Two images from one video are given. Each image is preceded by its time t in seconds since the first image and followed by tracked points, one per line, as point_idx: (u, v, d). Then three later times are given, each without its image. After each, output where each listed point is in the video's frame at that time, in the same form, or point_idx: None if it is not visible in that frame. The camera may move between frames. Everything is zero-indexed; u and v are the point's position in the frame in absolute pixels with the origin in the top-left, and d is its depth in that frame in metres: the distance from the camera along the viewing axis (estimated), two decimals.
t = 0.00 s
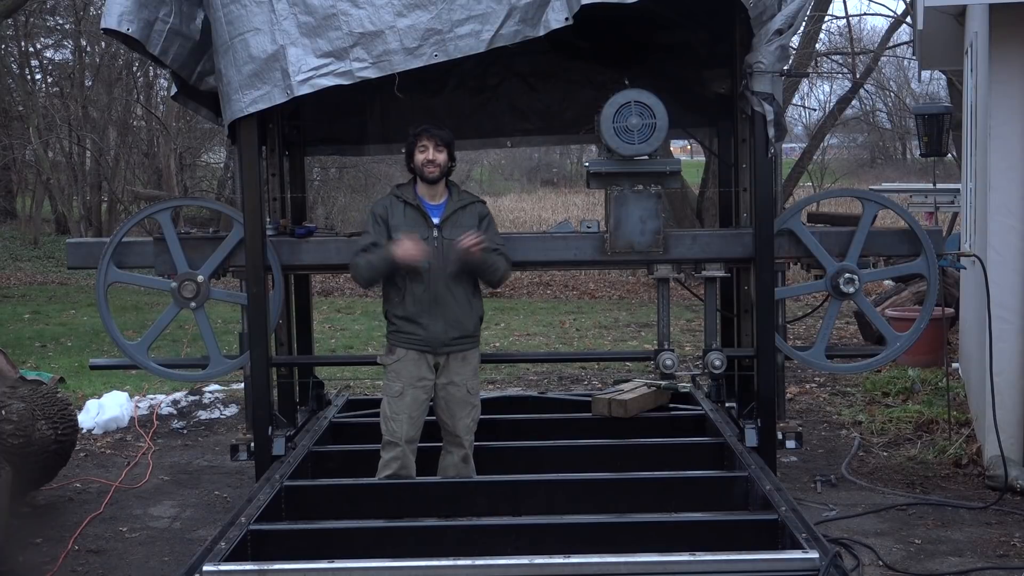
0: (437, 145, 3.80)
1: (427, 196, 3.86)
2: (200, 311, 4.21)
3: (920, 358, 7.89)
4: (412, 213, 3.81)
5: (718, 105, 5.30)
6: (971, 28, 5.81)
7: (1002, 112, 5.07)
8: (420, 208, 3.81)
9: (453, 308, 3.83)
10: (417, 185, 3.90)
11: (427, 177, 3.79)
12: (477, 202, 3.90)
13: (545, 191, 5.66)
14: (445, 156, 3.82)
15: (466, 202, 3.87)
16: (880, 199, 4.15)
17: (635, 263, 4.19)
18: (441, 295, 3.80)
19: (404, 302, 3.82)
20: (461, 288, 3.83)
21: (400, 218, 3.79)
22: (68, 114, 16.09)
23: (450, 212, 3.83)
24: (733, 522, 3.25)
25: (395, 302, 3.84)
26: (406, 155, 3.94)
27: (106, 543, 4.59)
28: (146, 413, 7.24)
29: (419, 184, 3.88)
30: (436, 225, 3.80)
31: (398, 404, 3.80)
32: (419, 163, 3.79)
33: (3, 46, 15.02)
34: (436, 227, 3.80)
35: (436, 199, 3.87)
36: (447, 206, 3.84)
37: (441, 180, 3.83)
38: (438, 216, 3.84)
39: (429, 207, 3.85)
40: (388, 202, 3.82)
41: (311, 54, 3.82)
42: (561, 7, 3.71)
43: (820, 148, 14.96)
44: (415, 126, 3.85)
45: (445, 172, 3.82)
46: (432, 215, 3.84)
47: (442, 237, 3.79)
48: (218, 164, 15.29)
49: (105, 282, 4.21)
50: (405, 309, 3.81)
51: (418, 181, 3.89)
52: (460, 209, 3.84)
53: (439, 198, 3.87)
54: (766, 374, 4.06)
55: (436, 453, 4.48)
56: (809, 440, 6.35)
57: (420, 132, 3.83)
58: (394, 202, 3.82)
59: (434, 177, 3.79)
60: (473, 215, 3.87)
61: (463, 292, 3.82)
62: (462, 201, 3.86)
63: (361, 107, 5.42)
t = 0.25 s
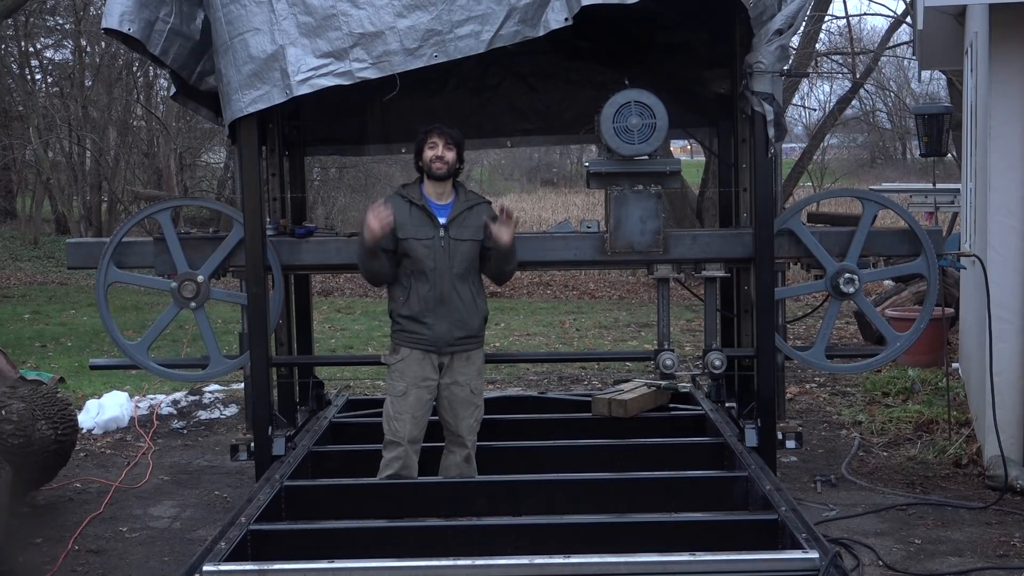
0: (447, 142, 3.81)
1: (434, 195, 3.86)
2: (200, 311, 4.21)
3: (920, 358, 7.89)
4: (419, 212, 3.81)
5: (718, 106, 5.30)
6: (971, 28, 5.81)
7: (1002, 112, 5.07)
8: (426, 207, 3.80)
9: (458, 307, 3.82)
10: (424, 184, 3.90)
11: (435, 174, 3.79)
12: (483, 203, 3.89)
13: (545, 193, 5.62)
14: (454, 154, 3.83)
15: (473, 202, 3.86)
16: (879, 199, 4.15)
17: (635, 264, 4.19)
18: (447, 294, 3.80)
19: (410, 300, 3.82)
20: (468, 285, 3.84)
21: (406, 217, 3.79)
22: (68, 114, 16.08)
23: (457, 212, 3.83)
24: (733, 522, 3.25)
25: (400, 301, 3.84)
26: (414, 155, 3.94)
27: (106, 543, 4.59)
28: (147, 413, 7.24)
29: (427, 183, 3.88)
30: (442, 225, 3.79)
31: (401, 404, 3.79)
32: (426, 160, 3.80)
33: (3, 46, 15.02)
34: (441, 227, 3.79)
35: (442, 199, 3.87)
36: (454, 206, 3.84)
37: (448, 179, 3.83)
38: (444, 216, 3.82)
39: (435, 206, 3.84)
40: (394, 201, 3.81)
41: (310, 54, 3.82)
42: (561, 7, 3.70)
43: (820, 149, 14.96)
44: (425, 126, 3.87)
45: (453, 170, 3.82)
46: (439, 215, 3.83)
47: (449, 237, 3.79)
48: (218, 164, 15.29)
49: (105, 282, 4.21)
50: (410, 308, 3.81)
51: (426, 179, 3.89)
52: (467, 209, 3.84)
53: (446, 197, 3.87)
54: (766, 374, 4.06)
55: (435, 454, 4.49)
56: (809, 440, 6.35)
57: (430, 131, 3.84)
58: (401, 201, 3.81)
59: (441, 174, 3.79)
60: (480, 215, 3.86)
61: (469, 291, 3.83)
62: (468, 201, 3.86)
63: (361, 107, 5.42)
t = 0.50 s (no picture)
0: (454, 143, 3.82)
1: (440, 195, 3.88)
2: (200, 311, 4.21)
3: (920, 358, 7.89)
4: (425, 212, 3.82)
5: (718, 106, 5.30)
6: (971, 28, 5.81)
7: (1002, 112, 5.07)
8: (432, 207, 3.82)
9: (461, 306, 3.83)
10: (430, 183, 3.92)
11: (442, 175, 3.81)
12: (489, 203, 3.90)
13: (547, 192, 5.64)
14: (461, 156, 3.84)
15: (479, 202, 3.87)
16: (879, 199, 4.15)
17: (635, 264, 4.19)
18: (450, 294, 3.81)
19: (413, 299, 3.83)
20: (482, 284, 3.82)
21: (412, 217, 3.80)
22: (68, 114, 16.08)
23: (463, 212, 3.84)
24: (733, 522, 3.25)
25: (404, 300, 3.84)
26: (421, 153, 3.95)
27: (106, 543, 4.59)
28: (146, 413, 7.24)
29: (433, 183, 3.89)
30: (447, 225, 3.82)
31: (403, 401, 3.81)
32: (433, 160, 3.82)
33: (3, 46, 15.02)
34: (447, 227, 3.82)
35: (448, 199, 3.88)
36: (460, 206, 3.85)
37: (455, 179, 3.85)
38: (450, 216, 3.85)
39: (441, 207, 3.86)
40: (400, 201, 3.83)
41: (310, 54, 3.82)
42: (561, 7, 3.70)
43: (820, 149, 14.97)
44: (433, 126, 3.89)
45: (459, 172, 3.83)
46: (444, 215, 3.85)
47: (454, 237, 3.81)
48: (218, 164, 15.30)
49: (105, 282, 4.21)
50: (414, 306, 3.82)
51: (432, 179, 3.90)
52: (473, 209, 3.85)
53: (452, 197, 3.89)
54: (766, 374, 4.06)
55: (436, 454, 4.49)
56: (809, 440, 6.35)
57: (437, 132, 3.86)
58: (407, 200, 3.83)
59: (448, 175, 3.80)
60: (486, 216, 3.87)
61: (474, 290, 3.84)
62: (475, 201, 3.87)
63: (361, 107, 5.42)
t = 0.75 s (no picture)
0: (459, 147, 3.79)
1: (444, 196, 3.89)
2: (200, 311, 4.21)
3: (920, 358, 7.89)
4: (427, 212, 3.84)
5: (718, 106, 5.30)
6: (971, 28, 5.81)
7: (1002, 112, 5.07)
8: (434, 208, 3.83)
9: (456, 307, 3.83)
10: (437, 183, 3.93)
11: (446, 178, 3.80)
12: (495, 204, 3.87)
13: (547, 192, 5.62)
14: (466, 159, 3.83)
15: (482, 203, 3.84)
16: (879, 199, 4.15)
17: (635, 264, 4.19)
18: (446, 297, 3.82)
19: (413, 299, 3.85)
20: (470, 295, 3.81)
21: (414, 216, 3.83)
22: (68, 114, 16.08)
23: (464, 213, 3.83)
24: (733, 522, 3.25)
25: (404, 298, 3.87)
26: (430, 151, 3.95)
27: (106, 543, 4.59)
28: (146, 413, 7.24)
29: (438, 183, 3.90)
30: (447, 226, 3.82)
31: (399, 397, 3.83)
32: (438, 162, 3.80)
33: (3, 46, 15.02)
34: (447, 228, 3.83)
35: (451, 200, 3.88)
36: (461, 207, 3.84)
37: (459, 181, 3.83)
38: (451, 218, 3.85)
39: (444, 207, 3.87)
40: (406, 199, 3.87)
41: (311, 55, 3.82)
42: (561, 7, 3.71)
43: (820, 149, 14.97)
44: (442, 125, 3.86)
45: (462, 175, 3.82)
46: (445, 216, 3.86)
47: (452, 238, 3.81)
48: (218, 164, 15.30)
49: (105, 282, 4.21)
50: (413, 305, 3.84)
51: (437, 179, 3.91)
52: (475, 211, 3.83)
53: (455, 198, 3.89)
54: (766, 374, 4.06)
55: (436, 454, 4.49)
56: (809, 440, 6.35)
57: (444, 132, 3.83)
58: (412, 199, 3.86)
59: (451, 179, 3.79)
60: (488, 217, 3.84)
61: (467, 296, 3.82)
62: (478, 202, 3.85)
63: (361, 107, 5.42)
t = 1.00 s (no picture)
0: (460, 152, 3.79)
1: (446, 199, 3.89)
2: (200, 311, 4.21)
3: (920, 358, 7.89)
4: (427, 213, 3.88)
5: (718, 106, 5.30)
6: (971, 28, 5.81)
7: (1002, 112, 5.07)
8: (433, 210, 3.86)
9: (446, 307, 3.85)
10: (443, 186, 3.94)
11: (446, 185, 3.81)
12: (496, 210, 3.84)
13: (545, 193, 5.66)
14: (468, 165, 3.82)
15: (483, 207, 3.82)
16: (879, 199, 4.15)
17: (635, 264, 4.18)
18: (437, 298, 3.84)
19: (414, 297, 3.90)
20: (458, 300, 3.81)
21: (414, 216, 3.88)
22: (68, 113, 16.08)
23: (462, 216, 3.83)
24: (733, 522, 3.25)
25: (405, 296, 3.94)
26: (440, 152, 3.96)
27: (105, 543, 4.59)
28: (147, 413, 7.24)
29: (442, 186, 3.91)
30: (442, 228, 3.84)
31: (395, 390, 3.90)
32: (439, 167, 3.81)
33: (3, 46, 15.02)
34: (442, 231, 3.85)
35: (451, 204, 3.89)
36: (460, 211, 3.84)
37: (461, 187, 3.83)
38: (448, 220, 3.86)
39: (443, 210, 3.89)
40: (411, 198, 3.93)
41: (312, 56, 3.82)
42: (562, 8, 3.71)
43: (820, 148, 14.96)
44: (450, 128, 3.85)
45: (464, 181, 3.81)
46: (443, 219, 3.88)
47: (445, 241, 3.83)
48: (218, 164, 15.30)
49: (105, 282, 4.21)
50: (413, 304, 3.89)
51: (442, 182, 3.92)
52: (473, 215, 3.82)
53: (457, 202, 3.89)
54: (766, 374, 4.06)
55: (436, 454, 4.49)
56: (809, 440, 6.35)
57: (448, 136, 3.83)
58: (415, 199, 3.92)
59: (452, 185, 3.80)
60: (487, 223, 3.82)
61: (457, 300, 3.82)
62: (477, 207, 3.83)
63: (361, 107, 5.42)
